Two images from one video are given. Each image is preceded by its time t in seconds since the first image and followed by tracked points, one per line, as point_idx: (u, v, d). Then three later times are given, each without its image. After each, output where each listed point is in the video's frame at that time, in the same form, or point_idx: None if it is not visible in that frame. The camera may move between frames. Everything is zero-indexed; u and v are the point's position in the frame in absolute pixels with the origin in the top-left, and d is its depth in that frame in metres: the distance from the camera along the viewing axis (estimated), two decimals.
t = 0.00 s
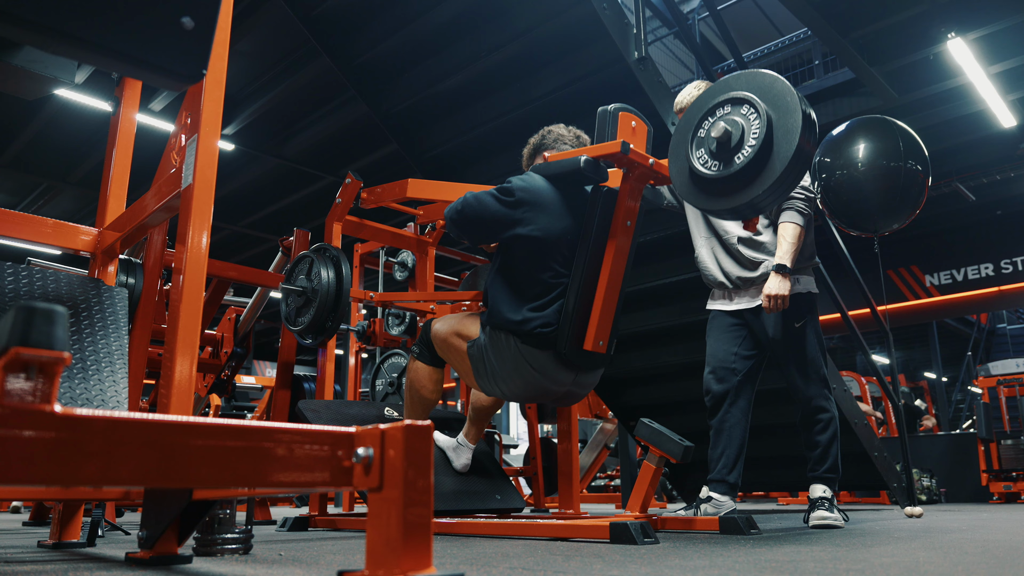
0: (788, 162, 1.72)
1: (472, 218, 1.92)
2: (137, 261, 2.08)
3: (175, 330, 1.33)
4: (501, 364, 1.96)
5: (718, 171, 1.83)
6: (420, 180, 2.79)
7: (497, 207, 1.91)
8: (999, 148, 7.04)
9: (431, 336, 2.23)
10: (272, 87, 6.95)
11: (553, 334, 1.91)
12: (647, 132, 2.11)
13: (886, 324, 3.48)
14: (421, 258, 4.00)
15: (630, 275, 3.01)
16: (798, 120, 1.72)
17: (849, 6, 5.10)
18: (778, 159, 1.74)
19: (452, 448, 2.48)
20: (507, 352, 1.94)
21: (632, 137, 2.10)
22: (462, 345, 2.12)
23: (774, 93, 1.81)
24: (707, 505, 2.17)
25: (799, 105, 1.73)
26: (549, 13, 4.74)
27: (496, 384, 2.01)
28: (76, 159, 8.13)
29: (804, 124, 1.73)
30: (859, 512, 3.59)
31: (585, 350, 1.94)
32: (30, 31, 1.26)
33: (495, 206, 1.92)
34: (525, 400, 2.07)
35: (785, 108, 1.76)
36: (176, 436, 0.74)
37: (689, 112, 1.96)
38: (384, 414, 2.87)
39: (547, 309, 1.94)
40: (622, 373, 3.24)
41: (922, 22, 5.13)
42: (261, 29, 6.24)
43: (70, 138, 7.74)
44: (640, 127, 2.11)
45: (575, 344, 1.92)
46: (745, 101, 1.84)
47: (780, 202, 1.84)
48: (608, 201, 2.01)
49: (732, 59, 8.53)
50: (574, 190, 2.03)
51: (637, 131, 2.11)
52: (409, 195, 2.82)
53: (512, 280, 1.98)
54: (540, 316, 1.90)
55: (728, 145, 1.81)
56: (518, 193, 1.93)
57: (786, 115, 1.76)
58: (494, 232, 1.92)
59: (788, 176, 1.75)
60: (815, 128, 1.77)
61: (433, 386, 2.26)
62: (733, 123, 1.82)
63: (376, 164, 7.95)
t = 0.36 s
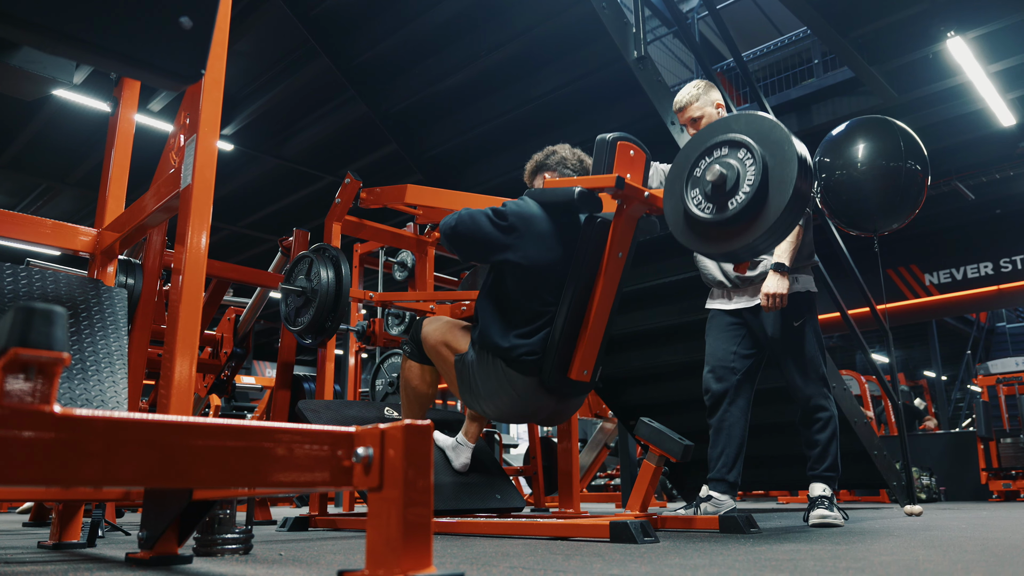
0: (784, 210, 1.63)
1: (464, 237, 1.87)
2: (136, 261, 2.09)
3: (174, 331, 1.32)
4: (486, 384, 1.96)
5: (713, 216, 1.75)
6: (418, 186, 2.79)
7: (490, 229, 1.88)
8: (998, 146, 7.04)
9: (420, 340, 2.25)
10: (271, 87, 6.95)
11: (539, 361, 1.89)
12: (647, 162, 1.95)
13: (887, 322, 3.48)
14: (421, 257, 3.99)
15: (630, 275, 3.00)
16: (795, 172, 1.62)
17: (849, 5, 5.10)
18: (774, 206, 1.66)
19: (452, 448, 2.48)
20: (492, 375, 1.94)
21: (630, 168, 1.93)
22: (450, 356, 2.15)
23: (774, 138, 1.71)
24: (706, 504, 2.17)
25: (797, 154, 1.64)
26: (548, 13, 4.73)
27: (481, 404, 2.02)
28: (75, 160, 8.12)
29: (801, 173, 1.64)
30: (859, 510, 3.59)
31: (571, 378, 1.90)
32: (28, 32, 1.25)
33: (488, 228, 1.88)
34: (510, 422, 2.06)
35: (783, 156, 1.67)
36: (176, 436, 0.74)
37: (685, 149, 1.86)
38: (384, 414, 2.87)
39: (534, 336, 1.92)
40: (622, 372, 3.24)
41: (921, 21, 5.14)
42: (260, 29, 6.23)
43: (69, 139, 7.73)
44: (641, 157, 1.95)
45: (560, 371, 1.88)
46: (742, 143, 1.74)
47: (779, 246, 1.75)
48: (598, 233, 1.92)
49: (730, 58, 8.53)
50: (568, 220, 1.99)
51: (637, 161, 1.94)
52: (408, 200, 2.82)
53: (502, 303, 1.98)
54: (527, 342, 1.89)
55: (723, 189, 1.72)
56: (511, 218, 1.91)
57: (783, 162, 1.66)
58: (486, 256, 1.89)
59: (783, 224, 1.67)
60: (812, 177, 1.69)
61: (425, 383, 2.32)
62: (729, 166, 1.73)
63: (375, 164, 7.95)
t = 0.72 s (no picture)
0: (771, 273, 1.67)
1: (455, 258, 1.86)
2: (136, 260, 2.09)
3: (175, 330, 1.33)
4: (467, 406, 1.99)
5: (702, 271, 1.79)
6: (414, 194, 2.80)
7: (480, 255, 1.86)
8: (998, 145, 7.04)
9: (409, 342, 2.23)
10: (270, 86, 6.94)
11: (519, 394, 1.90)
12: (642, 199, 1.98)
13: (887, 320, 3.47)
14: (421, 255, 3.99)
15: (630, 273, 3.00)
16: (783, 237, 1.65)
17: (849, 3, 5.10)
18: (761, 268, 1.70)
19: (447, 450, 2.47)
20: (472, 402, 1.96)
21: (624, 207, 1.98)
22: (436, 368, 2.16)
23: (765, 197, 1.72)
24: (706, 502, 2.18)
25: (786, 217, 1.65)
26: (548, 11, 4.72)
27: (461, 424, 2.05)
28: (75, 159, 8.12)
29: (789, 236, 1.66)
30: (858, 508, 3.60)
31: (550, 411, 1.93)
32: (27, 30, 1.25)
33: (478, 253, 1.87)
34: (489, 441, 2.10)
35: (774, 218, 1.68)
36: (176, 435, 0.74)
37: (679, 197, 1.90)
38: (383, 413, 2.87)
39: (516, 367, 1.92)
40: (622, 370, 3.24)
41: (921, 19, 5.13)
42: (259, 27, 6.22)
43: (69, 138, 7.73)
44: (636, 194, 2.00)
45: (538, 404, 1.90)
46: (734, 200, 1.77)
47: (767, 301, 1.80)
48: (586, 271, 1.87)
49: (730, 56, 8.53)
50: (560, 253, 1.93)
51: (632, 199, 1.99)
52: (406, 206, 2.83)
53: (488, 329, 1.96)
54: (508, 375, 1.89)
55: (712, 246, 1.76)
56: (502, 246, 1.88)
57: (773, 223, 1.69)
58: (473, 281, 1.88)
59: (770, 284, 1.71)
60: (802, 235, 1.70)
61: (416, 376, 2.34)
62: (719, 223, 1.77)
63: (375, 163, 7.95)
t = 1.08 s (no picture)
0: (756, 329, 1.66)
1: (445, 282, 1.92)
2: (137, 258, 2.08)
3: (175, 328, 1.33)
4: (451, 426, 2.05)
5: (689, 322, 1.78)
6: (414, 199, 2.81)
7: (470, 280, 1.92)
8: (999, 145, 7.04)
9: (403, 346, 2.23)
10: (271, 84, 6.94)
11: (501, 419, 1.97)
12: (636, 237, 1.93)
13: (887, 319, 3.47)
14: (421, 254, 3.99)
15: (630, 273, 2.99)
16: (769, 296, 1.63)
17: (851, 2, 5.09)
18: (747, 324, 1.68)
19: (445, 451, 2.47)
20: (456, 423, 2.03)
21: (617, 244, 1.94)
22: (427, 378, 2.19)
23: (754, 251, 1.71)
24: (706, 501, 2.17)
25: (773, 273, 1.64)
26: (550, 10, 4.71)
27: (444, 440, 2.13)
28: (76, 157, 8.12)
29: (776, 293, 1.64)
30: (858, 507, 3.60)
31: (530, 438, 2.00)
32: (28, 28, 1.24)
33: (468, 278, 1.93)
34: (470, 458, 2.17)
35: (761, 275, 1.67)
36: (177, 433, 0.74)
37: (669, 243, 1.88)
38: (383, 411, 2.87)
39: (500, 394, 1.98)
40: (622, 369, 3.24)
41: (923, 18, 5.13)
42: (260, 25, 6.21)
43: (70, 135, 7.73)
44: (630, 232, 1.93)
45: (520, 430, 1.98)
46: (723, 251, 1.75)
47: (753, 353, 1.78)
48: (573, 306, 1.94)
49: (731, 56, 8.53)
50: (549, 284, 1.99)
51: (626, 236, 1.93)
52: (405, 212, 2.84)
53: (476, 352, 2.02)
54: (491, 402, 1.95)
55: (699, 298, 1.74)
56: (492, 274, 1.94)
57: (759, 279, 1.67)
58: (462, 306, 1.94)
59: (756, 339, 1.69)
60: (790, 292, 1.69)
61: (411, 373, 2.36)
62: (707, 274, 1.75)
63: (376, 161, 7.94)
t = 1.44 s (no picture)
0: (752, 341, 1.71)
1: (442, 289, 1.90)
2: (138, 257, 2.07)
3: (175, 327, 1.32)
4: (448, 431, 2.05)
5: (684, 333, 1.83)
6: (415, 199, 2.80)
7: (467, 287, 1.91)
8: (1000, 145, 7.03)
9: (402, 348, 2.23)
10: (272, 83, 6.94)
11: (497, 425, 1.97)
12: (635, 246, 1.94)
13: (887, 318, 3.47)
14: (422, 254, 3.98)
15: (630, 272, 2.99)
16: (765, 311, 1.69)
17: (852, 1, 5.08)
18: (742, 336, 1.74)
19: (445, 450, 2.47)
20: (451, 428, 2.04)
21: (615, 252, 1.95)
22: (425, 381, 2.20)
23: (751, 265, 1.76)
24: (707, 500, 2.17)
25: (770, 288, 1.70)
26: (551, 9, 4.71)
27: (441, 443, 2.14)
28: (76, 155, 8.12)
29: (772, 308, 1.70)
30: (858, 507, 3.59)
31: (526, 443, 2.01)
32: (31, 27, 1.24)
33: (466, 285, 1.91)
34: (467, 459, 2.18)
35: (758, 291, 1.72)
36: (178, 431, 0.74)
37: (666, 253, 1.92)
38: (384, 411, 2.87)
39: (496, 400, 1.98)
40: (622, 369, 3.24)
41: (924, 18, 5.12)
42: (260, 24, 6.21)
43: (71, 134, 7.73)
44: (628, 240, 1.94)
45: (515, 436, 1.99)
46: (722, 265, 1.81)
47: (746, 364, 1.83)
48: (571, 313, 1.92)
49: (732, 56, 8.53)
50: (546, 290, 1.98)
51: (624, 245, 1.94)
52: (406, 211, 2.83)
53: (472, 357, 2.02)
54: (487, 408, 1.95)
55: (696, 309, 1.79)
56: (490, 280, 1.94)
57: (756, 293, 1.73)
58: (459, 312, 1.94)
59: (750, 351, 1.75)
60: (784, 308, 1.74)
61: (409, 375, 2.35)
62: (704, 286, 1.80)
63: (377, 160, 7.94)
